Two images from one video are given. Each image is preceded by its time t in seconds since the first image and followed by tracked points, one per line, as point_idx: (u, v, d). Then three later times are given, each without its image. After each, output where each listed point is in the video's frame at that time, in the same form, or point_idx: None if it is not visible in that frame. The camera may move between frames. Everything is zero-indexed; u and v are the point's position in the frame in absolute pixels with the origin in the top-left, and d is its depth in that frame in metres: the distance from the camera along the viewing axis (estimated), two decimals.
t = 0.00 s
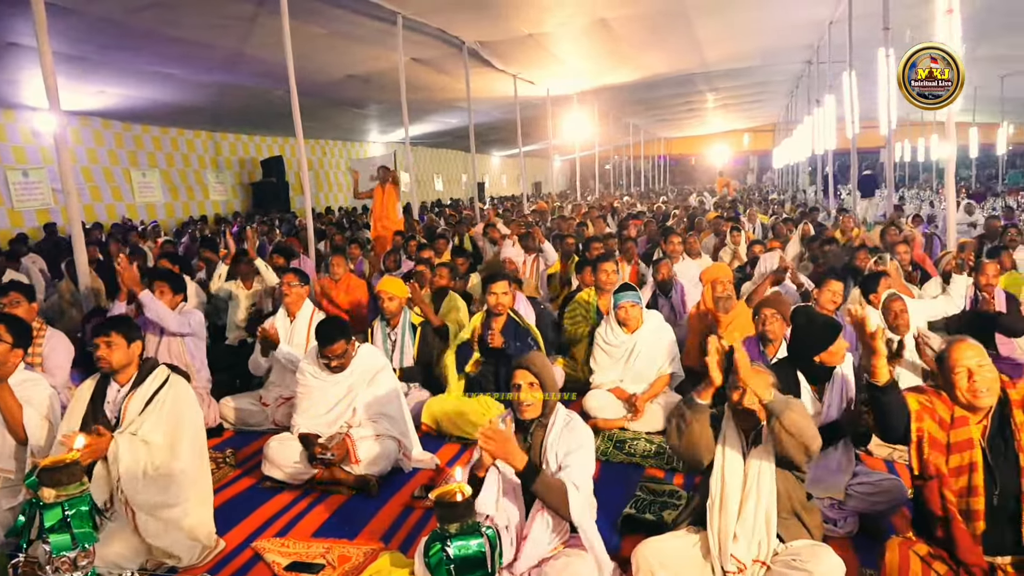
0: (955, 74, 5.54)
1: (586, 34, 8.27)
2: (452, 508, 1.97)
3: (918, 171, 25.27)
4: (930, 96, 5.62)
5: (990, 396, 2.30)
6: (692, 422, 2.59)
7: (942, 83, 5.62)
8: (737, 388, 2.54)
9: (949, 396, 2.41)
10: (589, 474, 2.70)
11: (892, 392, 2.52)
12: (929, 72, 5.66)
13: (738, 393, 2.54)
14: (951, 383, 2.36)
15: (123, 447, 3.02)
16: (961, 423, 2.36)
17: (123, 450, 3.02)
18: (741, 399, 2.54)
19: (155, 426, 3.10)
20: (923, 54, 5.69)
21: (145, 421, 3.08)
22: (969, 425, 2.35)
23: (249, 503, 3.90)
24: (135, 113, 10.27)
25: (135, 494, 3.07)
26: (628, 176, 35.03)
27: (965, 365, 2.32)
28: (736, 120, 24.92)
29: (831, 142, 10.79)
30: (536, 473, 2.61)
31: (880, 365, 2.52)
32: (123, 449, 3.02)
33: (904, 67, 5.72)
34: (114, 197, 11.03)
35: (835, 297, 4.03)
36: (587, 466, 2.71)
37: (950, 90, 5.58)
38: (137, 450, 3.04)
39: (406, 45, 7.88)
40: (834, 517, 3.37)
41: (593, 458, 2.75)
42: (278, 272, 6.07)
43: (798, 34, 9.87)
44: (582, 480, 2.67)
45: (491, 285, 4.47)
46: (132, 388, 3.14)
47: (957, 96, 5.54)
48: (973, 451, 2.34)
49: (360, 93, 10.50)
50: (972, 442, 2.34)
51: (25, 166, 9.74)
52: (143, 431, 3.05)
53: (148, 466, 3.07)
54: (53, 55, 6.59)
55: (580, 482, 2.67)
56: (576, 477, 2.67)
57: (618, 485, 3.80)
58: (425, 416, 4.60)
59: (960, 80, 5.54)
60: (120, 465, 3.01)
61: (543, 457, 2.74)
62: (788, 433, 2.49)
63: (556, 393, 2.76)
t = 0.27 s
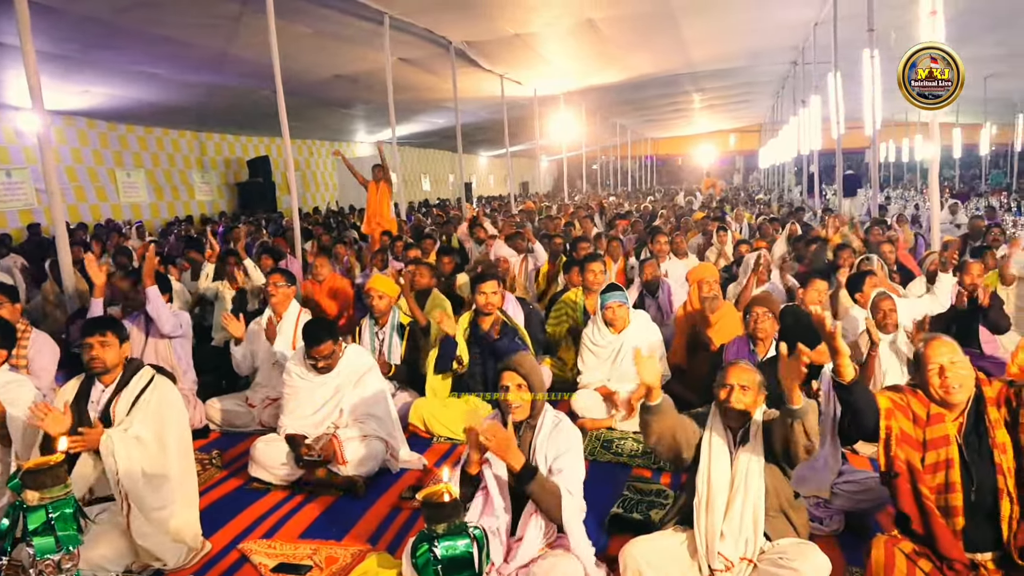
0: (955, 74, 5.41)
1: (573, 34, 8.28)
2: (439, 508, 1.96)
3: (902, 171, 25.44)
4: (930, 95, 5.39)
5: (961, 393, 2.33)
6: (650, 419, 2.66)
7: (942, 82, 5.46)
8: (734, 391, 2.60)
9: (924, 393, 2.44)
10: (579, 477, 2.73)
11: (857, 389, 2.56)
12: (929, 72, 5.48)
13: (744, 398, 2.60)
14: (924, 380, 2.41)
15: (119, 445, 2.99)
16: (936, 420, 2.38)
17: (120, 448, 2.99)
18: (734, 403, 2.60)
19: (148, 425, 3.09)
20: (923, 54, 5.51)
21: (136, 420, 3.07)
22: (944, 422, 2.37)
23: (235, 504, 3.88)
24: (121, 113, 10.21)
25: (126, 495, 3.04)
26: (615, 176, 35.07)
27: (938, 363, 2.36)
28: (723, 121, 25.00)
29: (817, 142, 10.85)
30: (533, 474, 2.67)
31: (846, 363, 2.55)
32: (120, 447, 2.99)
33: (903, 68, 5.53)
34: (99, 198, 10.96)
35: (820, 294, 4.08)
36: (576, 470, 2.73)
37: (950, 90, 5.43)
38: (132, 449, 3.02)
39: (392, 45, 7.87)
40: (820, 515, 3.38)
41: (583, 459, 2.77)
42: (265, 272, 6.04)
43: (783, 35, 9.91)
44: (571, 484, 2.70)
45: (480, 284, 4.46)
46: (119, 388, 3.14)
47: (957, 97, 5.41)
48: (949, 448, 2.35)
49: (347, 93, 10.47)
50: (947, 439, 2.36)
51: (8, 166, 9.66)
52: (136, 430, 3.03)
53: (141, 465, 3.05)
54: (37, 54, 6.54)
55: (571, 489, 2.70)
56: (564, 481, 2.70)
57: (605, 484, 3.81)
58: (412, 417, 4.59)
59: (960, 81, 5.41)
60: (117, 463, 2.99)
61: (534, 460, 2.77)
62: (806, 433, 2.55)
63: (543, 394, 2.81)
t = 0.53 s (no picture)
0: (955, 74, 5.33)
1: (558, 35, 8.28)
2: (427, 509, 1.94)
3: (886, 171, 25.61)
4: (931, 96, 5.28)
5: (939, 391, 2.36)
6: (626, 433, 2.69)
7: (942, 82, 5.36)
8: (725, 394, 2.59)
9: (903, 392, 2.45)
10: (576, 483, 2.77)
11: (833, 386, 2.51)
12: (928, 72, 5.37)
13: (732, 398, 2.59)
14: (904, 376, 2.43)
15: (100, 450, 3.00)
16: (915, 419, 2.40)
17: (100, 453, 2.99)
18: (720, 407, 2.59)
19: (132, 429, 3.07)
20: (923, 54, 5.38)
21: (119, 423, 3.05)
22: (923, 421, 2.39)
23: (221, 506, 3.86)
24: (104, 112, 10.13)
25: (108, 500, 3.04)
26: (602, 176, 35.12)
27: (916, 361, 2.38)
28: (711, 121, 25.07)
29: (802, 143, 10.89)
30: (528, 510, 2.69)
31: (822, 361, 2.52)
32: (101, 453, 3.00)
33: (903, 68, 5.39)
34: (82, 198, 10.88)
35: (801, 296, 4.08)
36: (573, 479, 2.77)
37: (950, 90, 5.34)
38: (113, 453, 3.03)
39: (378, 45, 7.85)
40: (805, 514, 3.40)
41: (577, 463, 2.80)
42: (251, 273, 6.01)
43: (769, 35, 9.94)
44: (570, 498, 2.74)
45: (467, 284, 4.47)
46: (100, 392, 3.09)
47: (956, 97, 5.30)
48: (928, 446, 2.37)
49: (332, 93, 10.44)
50: (926, 437, 2.37)
51: None
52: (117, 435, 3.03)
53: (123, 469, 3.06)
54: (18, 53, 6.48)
55: (574, 506, 2.73)
56: (564, 494, 2.74)
57: (592, 483, 3.82)
58: (399, 417, 4.57)
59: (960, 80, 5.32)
60: (97, 469, 3.00)
61: (524, 464, 2.78)
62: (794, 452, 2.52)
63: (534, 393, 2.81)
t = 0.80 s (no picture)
0: (955, 74, 5.54)
1: (546, 35, 8.30)
2: (414, 509, 1.91)
3: (871, 172, 25.81)
4: (932, 95, 5.49)
5: (925, 387, 2.37)
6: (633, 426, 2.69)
7: (942, 83, 5.58)
8: (709, 393, 2.56)
9: (889, 389, 2.46)
10: (563, 480, 2.77)
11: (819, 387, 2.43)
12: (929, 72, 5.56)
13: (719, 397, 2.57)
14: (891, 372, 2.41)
15: (98, 447, 2.95)
16: (901, 415, 2.41)
17: (99, 451, 2.95)
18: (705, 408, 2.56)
19: (120, 430, 3.08)
20: (923, 54, 5.54)
21: (108, 424, 3.05)
22: (909, 417, 2.40)
23: (207, 509, 3.84)
24: (89, 112, 10.07)
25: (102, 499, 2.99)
26: (590, 176, 35.20)
27: (904, 358, 2.38)
28: (698, 122, 25.19)
29: (788, 143, 10.96)
30: (519, 498, 2.66)
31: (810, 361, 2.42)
32: (99, 450, 2.95)
33: (904, 68, 5.48)
34: (66, 198, 10.81)
35: (779, 295, 4.12)
36: (560, 476, 2.77)
37: (950, 90, 5.55)
38: (110, 450, 3.00)
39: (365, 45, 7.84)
40: (792, 512, 3.43)
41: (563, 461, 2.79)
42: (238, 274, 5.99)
43: (755, 36, 10.00)
44: (558, 493, 2.73)
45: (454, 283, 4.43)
46: (87, 390, 3.08)
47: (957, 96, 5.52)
48: (914, 442, 2.38)
49: (319, 93, 10.42)
50: (912, 434, 2.38)
51: None
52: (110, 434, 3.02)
53: (118, 467, 3.02)
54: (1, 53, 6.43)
55: (561, 501, 2.73)
56: (552, 489, 2.73)
57: (580, 483, 3.82)
58: (385, 418, 4.55)
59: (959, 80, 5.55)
60: (96, 467, 2.94)
61: (513, 463, 2.77)
62: (772, 443, 2.57)
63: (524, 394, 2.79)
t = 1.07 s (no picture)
0: (955, 74, 5.75)
1: (533, 36, 8.31)
2: (401, 510, 1.93)
3: (856, 172, 25.99)
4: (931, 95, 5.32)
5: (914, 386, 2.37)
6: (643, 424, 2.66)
7: (941, 83, 5.78)
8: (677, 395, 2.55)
9: (878, 388, 2.47)
10: (548, 482, 2.76)
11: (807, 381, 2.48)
12: (929, 72, 5.80)
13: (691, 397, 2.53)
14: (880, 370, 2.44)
15: (66, 454, 2.95)
16: (890, 414, 2.41)
17: (66, 458, 2.94)
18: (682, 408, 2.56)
19: (101, 435, 3.04)
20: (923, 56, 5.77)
21: (89, 429, 3.03)
22: (898, 416, 2.40)
23: (193, 510, 3.82)
24: (74, 112, 10.01)
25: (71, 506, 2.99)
26: (578, 177, 35.24)
27: (894, 357, 2.39)
28: (686, 122, 25.28)
29: (773, 144, 11.02)
30: (501, 501, 2.67)
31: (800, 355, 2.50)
32: (66, 458, 2.94)
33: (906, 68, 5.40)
34: (50, 199, 10.74)
35: (755, 294, 4.20)
36: (545, 477, 2.77)
37: (949, 90, 5.75)
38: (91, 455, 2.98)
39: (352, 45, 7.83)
40: (778, 511, 3.44)
41: (548, 461, 2.79)
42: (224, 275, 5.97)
43: (741, 37, 10.05)
44: (542, 495, 2.73)
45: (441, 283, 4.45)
46: (73, 393, 3.07)
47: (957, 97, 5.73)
48: (903, 440, 2.38)
49: (306, 93, 10.39)
50: (901, 432, 2.39)
51: None
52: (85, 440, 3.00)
53: (88, 474, 3.01)
54: None
55: (545, 504, 2.74)
56: (537, 491, 2.73)
57: (568, 484, 3.81)
58: (374, 418, 4.53)
59: (959, 80, 5.76)
60: (63, 473, 2.94)
61: (500, 464, 2.77)
62: (730, 441, 2.50)
63: (512, 392, 2.78)
